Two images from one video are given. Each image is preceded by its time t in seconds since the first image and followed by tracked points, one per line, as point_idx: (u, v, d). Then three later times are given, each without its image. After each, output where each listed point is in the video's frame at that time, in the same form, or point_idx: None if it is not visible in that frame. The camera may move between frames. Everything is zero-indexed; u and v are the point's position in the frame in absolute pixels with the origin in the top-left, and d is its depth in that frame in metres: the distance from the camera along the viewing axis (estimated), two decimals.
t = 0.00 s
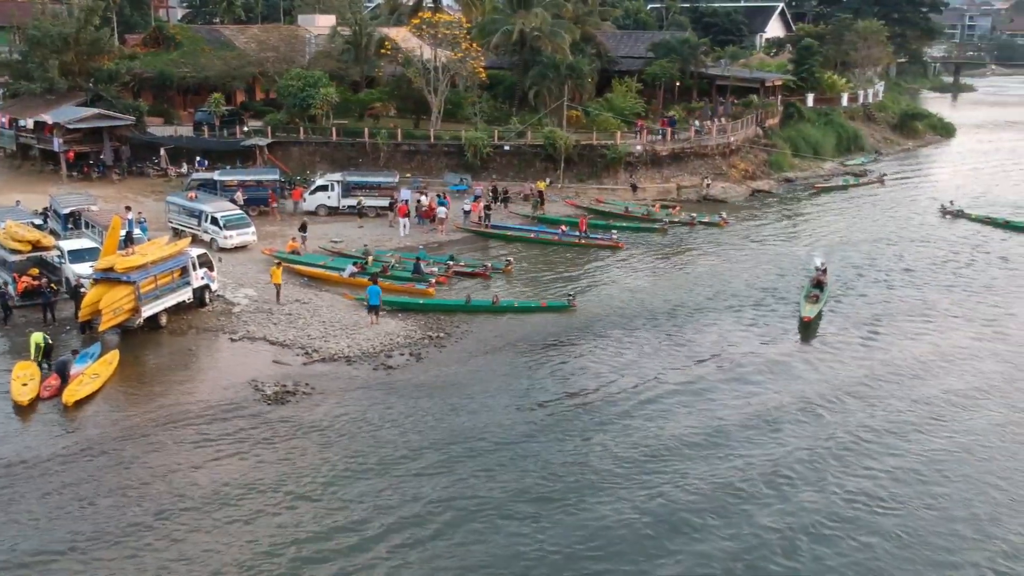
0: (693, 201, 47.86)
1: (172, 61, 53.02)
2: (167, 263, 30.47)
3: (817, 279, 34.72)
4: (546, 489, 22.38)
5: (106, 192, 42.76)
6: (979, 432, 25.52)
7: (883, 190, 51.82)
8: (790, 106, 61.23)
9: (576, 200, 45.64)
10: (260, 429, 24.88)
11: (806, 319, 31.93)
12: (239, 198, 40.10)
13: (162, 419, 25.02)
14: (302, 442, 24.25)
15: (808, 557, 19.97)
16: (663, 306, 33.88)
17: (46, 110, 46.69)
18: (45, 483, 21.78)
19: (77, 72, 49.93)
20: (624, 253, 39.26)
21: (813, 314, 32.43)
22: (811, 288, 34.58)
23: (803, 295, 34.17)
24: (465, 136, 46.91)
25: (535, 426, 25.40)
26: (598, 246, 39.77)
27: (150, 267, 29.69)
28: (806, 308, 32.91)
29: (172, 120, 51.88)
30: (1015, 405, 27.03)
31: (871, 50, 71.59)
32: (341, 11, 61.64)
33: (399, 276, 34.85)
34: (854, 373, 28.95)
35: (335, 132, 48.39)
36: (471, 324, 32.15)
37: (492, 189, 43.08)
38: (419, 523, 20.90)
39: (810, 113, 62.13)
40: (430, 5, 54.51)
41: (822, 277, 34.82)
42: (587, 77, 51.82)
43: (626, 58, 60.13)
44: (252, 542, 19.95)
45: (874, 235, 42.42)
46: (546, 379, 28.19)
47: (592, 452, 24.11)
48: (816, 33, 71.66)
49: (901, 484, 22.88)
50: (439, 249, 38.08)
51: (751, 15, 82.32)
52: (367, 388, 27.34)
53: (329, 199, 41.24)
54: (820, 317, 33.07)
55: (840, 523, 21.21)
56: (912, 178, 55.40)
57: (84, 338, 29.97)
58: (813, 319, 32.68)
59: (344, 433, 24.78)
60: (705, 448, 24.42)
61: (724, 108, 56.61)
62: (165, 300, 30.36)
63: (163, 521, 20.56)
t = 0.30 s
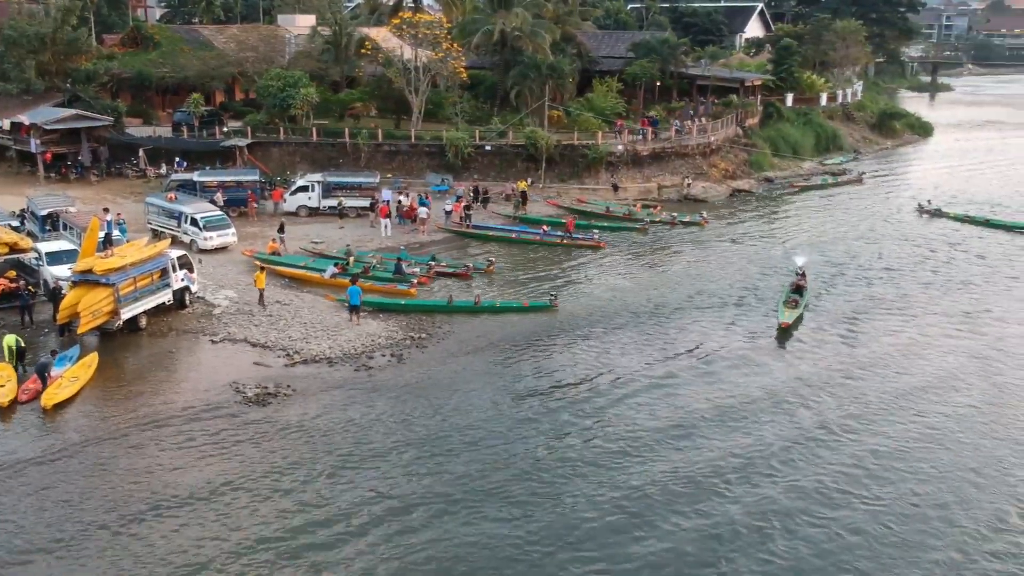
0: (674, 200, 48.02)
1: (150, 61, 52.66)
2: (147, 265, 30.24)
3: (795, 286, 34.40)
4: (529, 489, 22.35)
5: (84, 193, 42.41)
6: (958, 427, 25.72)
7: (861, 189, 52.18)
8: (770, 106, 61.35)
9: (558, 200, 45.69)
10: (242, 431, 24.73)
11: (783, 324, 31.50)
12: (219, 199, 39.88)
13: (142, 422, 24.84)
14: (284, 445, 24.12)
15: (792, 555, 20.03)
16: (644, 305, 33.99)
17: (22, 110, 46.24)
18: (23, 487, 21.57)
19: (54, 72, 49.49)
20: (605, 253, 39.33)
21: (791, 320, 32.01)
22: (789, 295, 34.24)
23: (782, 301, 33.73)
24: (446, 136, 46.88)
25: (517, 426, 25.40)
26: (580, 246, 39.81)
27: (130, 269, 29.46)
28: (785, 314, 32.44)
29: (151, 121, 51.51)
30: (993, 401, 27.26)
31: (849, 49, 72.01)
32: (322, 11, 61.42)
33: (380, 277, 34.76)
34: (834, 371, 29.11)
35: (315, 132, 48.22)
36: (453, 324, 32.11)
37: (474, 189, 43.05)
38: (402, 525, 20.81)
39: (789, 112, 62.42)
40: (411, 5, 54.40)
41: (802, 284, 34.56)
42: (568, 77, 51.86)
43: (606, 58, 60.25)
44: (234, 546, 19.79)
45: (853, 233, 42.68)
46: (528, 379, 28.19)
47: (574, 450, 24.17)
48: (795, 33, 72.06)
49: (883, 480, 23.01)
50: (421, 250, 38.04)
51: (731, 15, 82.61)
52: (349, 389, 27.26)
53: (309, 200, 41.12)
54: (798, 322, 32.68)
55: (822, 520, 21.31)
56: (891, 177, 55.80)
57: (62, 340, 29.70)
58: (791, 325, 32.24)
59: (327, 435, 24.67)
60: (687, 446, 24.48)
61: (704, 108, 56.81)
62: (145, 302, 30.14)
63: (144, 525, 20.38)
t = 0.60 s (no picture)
0: (657, 200, 48.14)
1: (130, 61, 52.28)
2: (127, 266, 30.01)
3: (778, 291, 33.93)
4: (514, 490, 22.30)
5: (63, 195, 42.08)
6: (938, 423, 25.90)
7: (842, 188, 52.47)
8: (751, 106, 61.60)
9: (540, 200, 45.70)
10: (223, 434, 24.58)
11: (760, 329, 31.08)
12: (200, 200, 39.66)
13: (122, 425, 24.65)
14: (266, 447, 23.96)
15: (776, 554, 20.08)
16: (627, 304, 34.06)
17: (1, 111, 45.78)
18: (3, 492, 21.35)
19: (32, 73, 49.01)
20: (588, 253, 39.35)
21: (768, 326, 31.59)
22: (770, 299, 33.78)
23: (763, 306, 33.39)
24: (428, 137, 46.81)
25: (501, 426, 25.36)
26: (563, 246, 39.83)
27: (110, 271, 29.21)
28: (765, 320, 32.10)
29: (131, 121, 51.14)
30: (973, 397, 27.45)
31: (830, 49, 72.39)
32: (303, 10, 61.17)
33: (363, 278, 34.65)
34: (816, 368, 29.23)
35: (297, 133, 48.07)
36: (436, 325, 32.05)
37: (456, 189, 43.00)
38: (387, 528, 20.72)
39: (770, 112, 62.70)
40: (393, 5, 54.27)
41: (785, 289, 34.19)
42: (550, 77, 51.88)
43: (588, 58, 60.32)
44: (216, 551, 19.62)
45: (834, 232, 42.91)
46: (511, 378, 28.20)
47: (558, 449, 24.18)
48: (775, 33, 72.36)
49: (867, 478, 23.09)
50: (403, 251, 37.97)
51: (712, 15, 82.82)
52: (332, 391, 27.15)
53: (291, 201, 41.02)
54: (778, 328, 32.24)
55: (807, 518, 21.37)
56: (871, 176, 56.15)
57: (41, 343, 29.41)
58: (770, 331, 31.83)
59: (310, 437, 24.56)
60: (671, 445, 24.49)
61: (686, 107, 56.94)
62: (125, 304, 29.90)
63: (125, 531, 20.18)
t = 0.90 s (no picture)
0: (639, 199, 48.23)
1: (109, 61, 51.87)
2: (108, 268, 29.78)
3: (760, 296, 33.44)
4: (498, 491, 22.29)
5: (42, 196, 41.71)
6: (920, 419, 26.07)
7: (823, 187, 52.70)
8: (732, 105, 61.78)
9: (523, 200, 45.69)
10: (205, 436, 24.44)
11: (736, 332, 30.52)
12: (180, 201, 39.43)
13: (103, 428, 24.45)
14: (249, 449, 23.85)
15: (761, 550, 20.15)
16: (609, 303, 34.10)
17: None
18: None
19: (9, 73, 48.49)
20: (571, 253, 39.39)
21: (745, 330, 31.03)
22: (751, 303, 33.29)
23: (742, 312, 32.86)
24: (410, 137, 46.70)
25: (484, 426, 25.35)
26: (546, 245, 39.83)
27: (90, 273, 28.97)
28: (744, 322, 31.56)
29: (111, 122, 50.73)
30: (954, 392, 27.65)
31: (810, 49, 72.69)
32: (283, 10, 60.87)
33: (345, 279, 34.52)
34: (798, 366, 29.37)
35: (278, 133, 47.89)
36: (419, 325, 31.97)
37: (439, 189, 42.92)
38: (371, 530, 20.67)
39: (751, 112, 62.90)
40: (374, 4, 54.07)
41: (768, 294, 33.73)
42: (532, 77, 51.88)
43: (570, 59, 60.36)
44: (199, 554, 19.53)
45: (815, 231, 43.13)
46: (494, 379, 28.18)
47: (542, 449, 24.21)
48: (756, 32, 72.58)
49: (850, 474, 23.21)
50: (386, 251, 37.89)
51: (694, 14, 82.95)
52: (315, 392, 27.07)
53: (273, 202, 40.86)
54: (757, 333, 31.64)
55: (792, 515, 21.45)
56: (851, 175, 56.46)
57: (20, 346, 29.13)
58: (748, 335, 31.22)
59: (293, 439, 24.46)
60: (654, 444, 24.59)
61: (668, 107, 57.04)
62: (106, 307, 29.68)
63: (107, 536, 20.03)
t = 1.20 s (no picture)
0: (621, 199, 48.32)
1: (88, 62, 51.44)
2: (87, 270, 29.54)
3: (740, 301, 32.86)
4: (481, 491, 22.27)
5: (20, 197, 41.34)
6: (900, 415, 26.23)
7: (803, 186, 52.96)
8: (713, 105, 61.99)
9: (505, 200, 45.68)
10: (186, 439, 24.30)
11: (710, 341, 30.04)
12: (160, 202, 39.20)
13: (82, 431, 24.26)
14: (230, 451, 23.74)
15: (743, 548, 20.21)
16: (591, 302, 34.15)
17: None
18: None
19: None
20: (553, 253, 39.41)
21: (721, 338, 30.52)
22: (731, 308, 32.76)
23: (721, 317, 32.27)
24: (392, 137, 46.60)
25: (466, 426, 25.33)
26: (529, 245, 39.83)
27: (68, 275, 28.73)
28: (721, 329, 30.99)
29: (89, 122, 50.34)
30: (934, 388, 27.83)
31: (790, 49, 73.01)
32: (264, 10, 60.56)
33: (326, 279, 34.39)
34: (779, 363, 29.50)
35: (259, 133, 47.68)
36: (401, 326, 31.90)
37: (421, 189, 42.86)
38: (354, 531, 20.59)
39: (732, 111, 63.12)
40: (355, 4, 53.88)
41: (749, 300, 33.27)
42: (514, 77, 51.88)
43: (551, 58, 60.35)
44: (181, 558, 19.43)
45: (796, 230, 43.34)
46: (476, 379, 28.15)
47: (525, 448, 24.23)
48: (736, 32, 72.84)
49: (831, 471, 23.31)
50: (368, 251, 37.79)
51: (675, 14, 83.08)
52: (297, 394, 26.94)
53: (253, 202, 40.68)
54: (734, 339, 31.22)
55: (774, 512, 21.51)
56: (831, 175, 56.78)
57: None
58: (724, 342, 30.78)
59: (274, 441, 24.35)
60: (636, 441, 24.65)
61: (649, 107, 57.14)
62: (85, 309, 29.43)
63: (86, 540, 19.87)
